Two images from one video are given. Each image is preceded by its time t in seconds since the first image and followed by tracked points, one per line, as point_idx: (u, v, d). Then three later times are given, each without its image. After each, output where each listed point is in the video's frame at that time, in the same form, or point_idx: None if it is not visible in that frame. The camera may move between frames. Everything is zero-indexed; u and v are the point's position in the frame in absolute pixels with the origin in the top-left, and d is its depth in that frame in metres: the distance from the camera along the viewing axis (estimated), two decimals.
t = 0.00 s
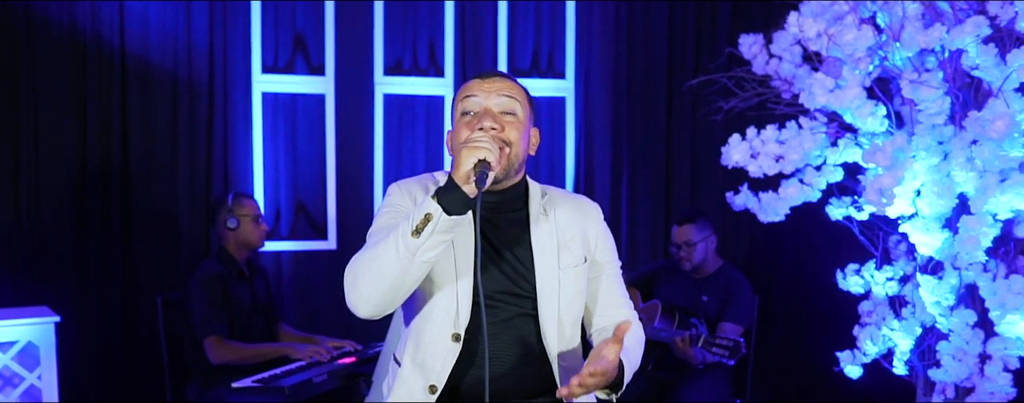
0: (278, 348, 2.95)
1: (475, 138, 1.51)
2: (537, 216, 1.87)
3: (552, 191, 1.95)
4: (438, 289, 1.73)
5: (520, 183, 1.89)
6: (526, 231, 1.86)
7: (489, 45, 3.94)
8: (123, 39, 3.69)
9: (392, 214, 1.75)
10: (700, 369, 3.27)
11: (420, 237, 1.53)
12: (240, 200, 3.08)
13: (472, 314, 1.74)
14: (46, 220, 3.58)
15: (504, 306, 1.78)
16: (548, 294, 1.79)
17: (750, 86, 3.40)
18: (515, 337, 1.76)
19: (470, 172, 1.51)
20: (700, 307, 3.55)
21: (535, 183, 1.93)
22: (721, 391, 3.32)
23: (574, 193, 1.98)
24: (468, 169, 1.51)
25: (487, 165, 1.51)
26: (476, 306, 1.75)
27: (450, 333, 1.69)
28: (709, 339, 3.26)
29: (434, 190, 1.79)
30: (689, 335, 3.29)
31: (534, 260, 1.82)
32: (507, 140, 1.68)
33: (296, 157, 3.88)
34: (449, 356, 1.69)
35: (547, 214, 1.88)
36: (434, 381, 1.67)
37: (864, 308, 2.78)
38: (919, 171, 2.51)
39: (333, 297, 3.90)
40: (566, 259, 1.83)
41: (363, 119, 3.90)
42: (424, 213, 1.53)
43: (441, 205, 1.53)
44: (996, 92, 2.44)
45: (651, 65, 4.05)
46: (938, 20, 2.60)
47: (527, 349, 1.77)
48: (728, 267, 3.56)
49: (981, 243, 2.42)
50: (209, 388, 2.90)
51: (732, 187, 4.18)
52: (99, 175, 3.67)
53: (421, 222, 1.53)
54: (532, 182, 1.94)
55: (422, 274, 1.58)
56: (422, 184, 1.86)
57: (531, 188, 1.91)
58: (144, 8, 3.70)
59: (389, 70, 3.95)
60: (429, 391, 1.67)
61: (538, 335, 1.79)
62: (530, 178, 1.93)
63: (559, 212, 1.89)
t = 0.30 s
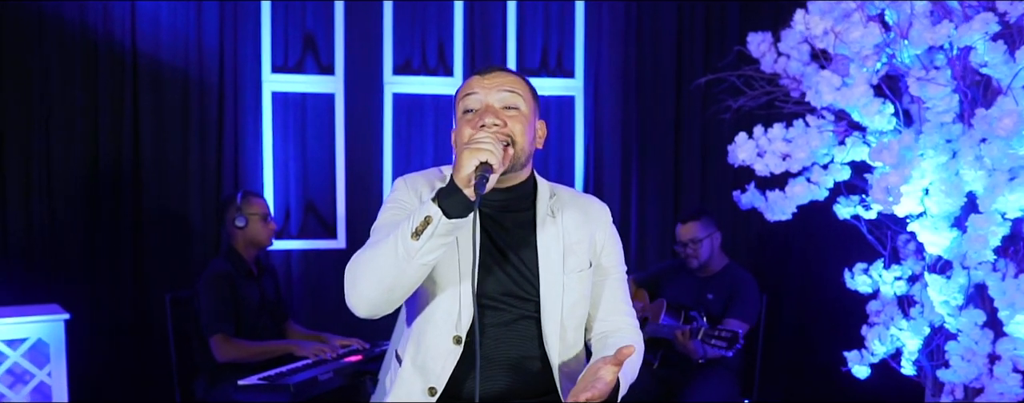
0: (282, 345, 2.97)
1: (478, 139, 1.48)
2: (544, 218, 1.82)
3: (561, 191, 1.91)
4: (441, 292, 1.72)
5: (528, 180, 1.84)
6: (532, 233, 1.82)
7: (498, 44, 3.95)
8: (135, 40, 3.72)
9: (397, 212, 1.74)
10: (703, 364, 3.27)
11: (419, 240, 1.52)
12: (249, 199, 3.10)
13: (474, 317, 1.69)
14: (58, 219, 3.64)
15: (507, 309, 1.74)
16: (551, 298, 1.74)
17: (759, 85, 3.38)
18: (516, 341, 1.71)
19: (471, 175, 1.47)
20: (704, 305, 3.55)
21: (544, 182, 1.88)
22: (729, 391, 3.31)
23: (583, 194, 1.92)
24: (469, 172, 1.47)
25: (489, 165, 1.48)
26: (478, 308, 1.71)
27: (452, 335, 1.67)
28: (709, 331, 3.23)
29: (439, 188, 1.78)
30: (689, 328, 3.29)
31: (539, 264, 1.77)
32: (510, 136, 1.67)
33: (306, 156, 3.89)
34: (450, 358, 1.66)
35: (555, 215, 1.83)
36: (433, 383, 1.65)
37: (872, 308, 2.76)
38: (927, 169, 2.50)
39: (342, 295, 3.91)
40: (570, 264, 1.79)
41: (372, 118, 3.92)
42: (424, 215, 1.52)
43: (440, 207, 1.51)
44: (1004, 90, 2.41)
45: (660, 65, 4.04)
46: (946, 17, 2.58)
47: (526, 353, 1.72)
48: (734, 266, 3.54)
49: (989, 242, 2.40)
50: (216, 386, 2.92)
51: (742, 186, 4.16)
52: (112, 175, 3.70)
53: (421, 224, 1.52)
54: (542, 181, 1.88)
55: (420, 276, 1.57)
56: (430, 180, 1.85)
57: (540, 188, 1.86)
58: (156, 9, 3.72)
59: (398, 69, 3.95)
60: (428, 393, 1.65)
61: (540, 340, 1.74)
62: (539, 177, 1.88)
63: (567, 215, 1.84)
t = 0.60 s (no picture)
0: (291, 344, 2.99)
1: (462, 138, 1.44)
2: (542, 216, 1.77)
3: (560, 188, 1.87)
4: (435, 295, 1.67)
5: (527, 176, 1.80)
6: (528, 233, 1.79)
7: (508, 43, 3.93)
8: (146, 39, 3.74)
9: (387, 211, 1.72)
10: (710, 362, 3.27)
11: (403, 244, 1.49)
12: (257, 197, 3.10)
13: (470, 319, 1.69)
14: (70, 218, 3.67)
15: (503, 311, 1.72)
16: (547, 302, 1.70)
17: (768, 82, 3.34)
18: (512, 345, 1.70)
19: (455, 177, 1.44)
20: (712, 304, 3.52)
21: (543, 177, 1.84)
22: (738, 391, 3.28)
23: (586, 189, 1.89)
24: (453, 173, 1.44)
25: (474, 167, 1.45)
26: (473, 311, 1.70)
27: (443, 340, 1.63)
28: (714, 328, 3.28)
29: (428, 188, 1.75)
30: (695, 325, 3.31)
31: (535, 266, 1.74)
32: (502, 133, 1.65)
33: (316, 155, 3.90)
34: (443, 362, 1.63)
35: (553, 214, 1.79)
36: (425, 388, 1.63)
37: (882, 308, 2.73)
38: (937, 167, 2.47)
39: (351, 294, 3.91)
40: (568, 266, 1.76)
41: (382, 117, 3.91)
42: (408, 219, 1.49)
43: (425, 211, 1.49)
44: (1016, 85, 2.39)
45: (671, 63, 4.01)
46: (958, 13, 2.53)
47: (522, 356, 1.71)
48: (742, 264, 3.51)
49: (1000, 241, 2.35)
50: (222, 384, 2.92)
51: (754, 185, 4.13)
52: (123, 173, 3.72)
53: (405, 228, 1.48)
54: (541, 176, 1.84)
55: (407, 281, 1.54)
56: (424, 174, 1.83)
57: (539, 185, 1.82)
58: (167, 8, 3.74)
59: (407, 68, 3.95)
60: (419, 399, 1.63)
61: (536, 344, 1.72)
62: (537, 172, 1.84)
63: (565, 213, 1.81)
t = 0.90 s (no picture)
0: (297, 344, 2.99)
1: (442, 149, 1.44)
2: (534, 219, 1.74)
3: (555, 186, 1.81)
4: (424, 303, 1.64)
5: (515, 179, 1.77)
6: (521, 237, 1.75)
7: (518, 42, 3.90)
8: (158, 39, 3.75)
9: (372, 221, 1.67)
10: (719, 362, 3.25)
11: (385, 258, 1.48)
12: (264, 196, 3.11)
13: (460, 326, 1.67)
14: (82, 219, 3.69)
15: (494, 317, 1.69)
16: (538, 309, 1.67)
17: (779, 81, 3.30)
18: (505, 353, 1.67)
19: (435, 189, 1.44)
20: (722, 304, 3.48)
21: (534, 177, 1.80)
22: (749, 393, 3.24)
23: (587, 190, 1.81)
24: (433, 185, 1.44)
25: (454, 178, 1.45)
26: (464, 318, 1.67)
27: (432, 350, 1.61)
28: (724, 332, 3.26)
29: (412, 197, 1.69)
30: (705, 328, 3.31)
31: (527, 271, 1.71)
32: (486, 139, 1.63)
33: (326, 154, 3.89)
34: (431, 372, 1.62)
35: (545, 217, 1.75)
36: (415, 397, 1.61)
37: (894, 309, 2.68)
38: (950, 166, 2.40)
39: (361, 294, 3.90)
40: (560, 272, 1.70)
41: (392, 116, 3.89)
42: (389, 232, 1.47)
43: (404, 224, 1.47)
44: None
45: (683, 61, 3.96)
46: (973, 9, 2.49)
47: (513, 361, 1.67)
48: (753, 264, 3.48)
49: (1014, 243, 2.28)
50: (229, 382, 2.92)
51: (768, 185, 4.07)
52: (134, 173, 3.73)
53: (386, 241, 1.47)
54: (532, 175, 1.80)
55: (390, 294, 1.52)
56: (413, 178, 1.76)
57: (530, 185, 1.78)
58: (178, 8, 3.75)
59: (417, 67, 3.92)
60: None
61: (530, 350, 1.69)
62: (529, 172, 1.80)
63: (558, 214, 1.76)
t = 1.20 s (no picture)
0: (311, 344, 2.97)
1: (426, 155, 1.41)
2: (524, 218, 1.71)
3: (545, 184, 1.79)
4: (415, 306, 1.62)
5: (504, 177, 1.75)
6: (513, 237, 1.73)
7: (530, 40, 3.86)
8: (170, 40, 3.76)
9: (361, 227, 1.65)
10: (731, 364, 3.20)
11: (374, 267, 1.46)
12: (270, 196, 3.12)
13: (452, 328, 1.65)
14: (94, 221, 3.71)
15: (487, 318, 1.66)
16: (530, 309, 1.64)
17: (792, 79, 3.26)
18: (498, 354, 1.65)
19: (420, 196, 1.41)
20: (735, 306, 3.44)
21: (524, 175, 1.78)
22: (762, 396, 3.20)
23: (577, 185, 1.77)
24: (419, 192, 1.41)
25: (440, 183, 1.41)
26: (456, 319, 1.65)
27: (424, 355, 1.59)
28: (739, 337, 3.16)
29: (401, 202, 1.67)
30: (718, 334, 3.22)
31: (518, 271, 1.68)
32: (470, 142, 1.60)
33: (336, 153, 3.88)
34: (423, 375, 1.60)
35: (536, 215, 1.72)
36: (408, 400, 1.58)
37: (909, 311, 2.64)
38: (965, 164, 2.34)
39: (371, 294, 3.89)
40: (552, 269, 1.67)
41: (402, 116, 3.87)
42: (376, 241, 1.46)
43: (392, 233, 1.45)
44: None
45: (697, 59, 3.91)
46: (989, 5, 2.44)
47: (507, 362, 1.65)
48: (767, 265, 3.43)
49: None
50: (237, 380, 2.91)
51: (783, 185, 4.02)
52: (146, 173, 3.74)
53: (374, 251, 1.46)
54: (522, 174, 1.78)
55: (381, 303, 1.51)
56: (401, 180, 1.74)
57: (519, 184, 1.76)
58: (189, 8, 3.75)
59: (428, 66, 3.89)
60: None
61: (525, 350, 1.66)
62: (518, 172, 1.78)
63: (549, 211, 1.72)
